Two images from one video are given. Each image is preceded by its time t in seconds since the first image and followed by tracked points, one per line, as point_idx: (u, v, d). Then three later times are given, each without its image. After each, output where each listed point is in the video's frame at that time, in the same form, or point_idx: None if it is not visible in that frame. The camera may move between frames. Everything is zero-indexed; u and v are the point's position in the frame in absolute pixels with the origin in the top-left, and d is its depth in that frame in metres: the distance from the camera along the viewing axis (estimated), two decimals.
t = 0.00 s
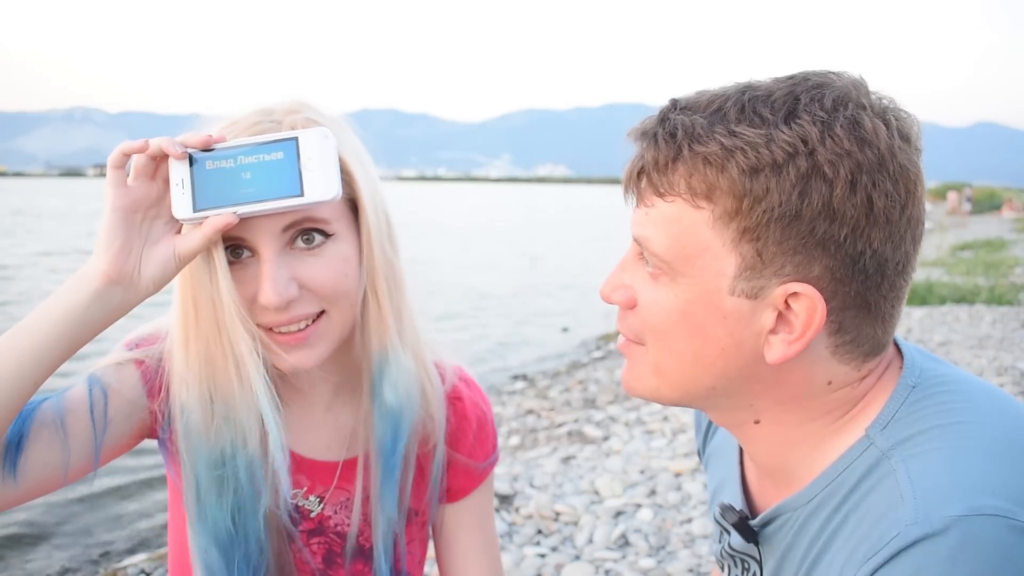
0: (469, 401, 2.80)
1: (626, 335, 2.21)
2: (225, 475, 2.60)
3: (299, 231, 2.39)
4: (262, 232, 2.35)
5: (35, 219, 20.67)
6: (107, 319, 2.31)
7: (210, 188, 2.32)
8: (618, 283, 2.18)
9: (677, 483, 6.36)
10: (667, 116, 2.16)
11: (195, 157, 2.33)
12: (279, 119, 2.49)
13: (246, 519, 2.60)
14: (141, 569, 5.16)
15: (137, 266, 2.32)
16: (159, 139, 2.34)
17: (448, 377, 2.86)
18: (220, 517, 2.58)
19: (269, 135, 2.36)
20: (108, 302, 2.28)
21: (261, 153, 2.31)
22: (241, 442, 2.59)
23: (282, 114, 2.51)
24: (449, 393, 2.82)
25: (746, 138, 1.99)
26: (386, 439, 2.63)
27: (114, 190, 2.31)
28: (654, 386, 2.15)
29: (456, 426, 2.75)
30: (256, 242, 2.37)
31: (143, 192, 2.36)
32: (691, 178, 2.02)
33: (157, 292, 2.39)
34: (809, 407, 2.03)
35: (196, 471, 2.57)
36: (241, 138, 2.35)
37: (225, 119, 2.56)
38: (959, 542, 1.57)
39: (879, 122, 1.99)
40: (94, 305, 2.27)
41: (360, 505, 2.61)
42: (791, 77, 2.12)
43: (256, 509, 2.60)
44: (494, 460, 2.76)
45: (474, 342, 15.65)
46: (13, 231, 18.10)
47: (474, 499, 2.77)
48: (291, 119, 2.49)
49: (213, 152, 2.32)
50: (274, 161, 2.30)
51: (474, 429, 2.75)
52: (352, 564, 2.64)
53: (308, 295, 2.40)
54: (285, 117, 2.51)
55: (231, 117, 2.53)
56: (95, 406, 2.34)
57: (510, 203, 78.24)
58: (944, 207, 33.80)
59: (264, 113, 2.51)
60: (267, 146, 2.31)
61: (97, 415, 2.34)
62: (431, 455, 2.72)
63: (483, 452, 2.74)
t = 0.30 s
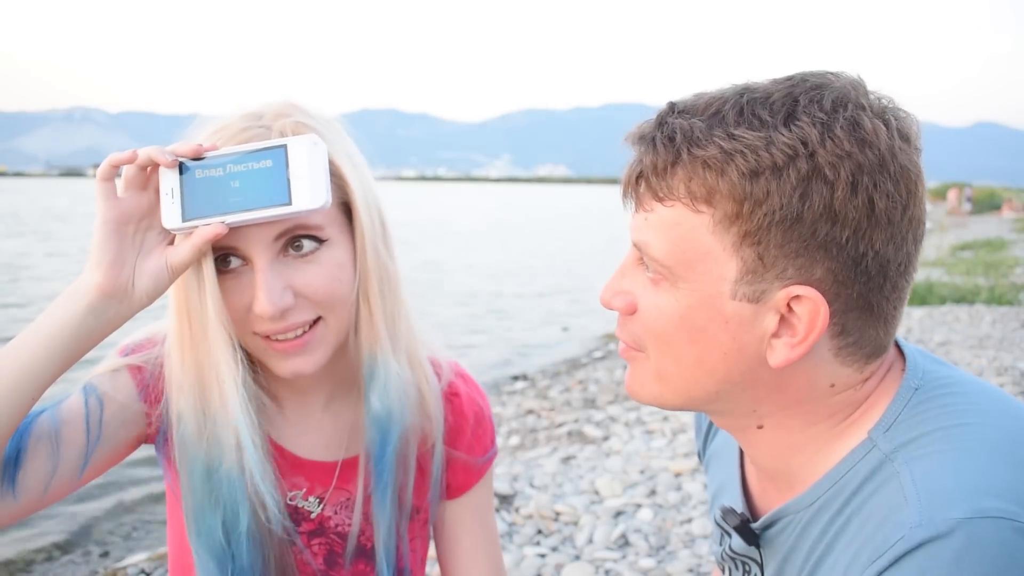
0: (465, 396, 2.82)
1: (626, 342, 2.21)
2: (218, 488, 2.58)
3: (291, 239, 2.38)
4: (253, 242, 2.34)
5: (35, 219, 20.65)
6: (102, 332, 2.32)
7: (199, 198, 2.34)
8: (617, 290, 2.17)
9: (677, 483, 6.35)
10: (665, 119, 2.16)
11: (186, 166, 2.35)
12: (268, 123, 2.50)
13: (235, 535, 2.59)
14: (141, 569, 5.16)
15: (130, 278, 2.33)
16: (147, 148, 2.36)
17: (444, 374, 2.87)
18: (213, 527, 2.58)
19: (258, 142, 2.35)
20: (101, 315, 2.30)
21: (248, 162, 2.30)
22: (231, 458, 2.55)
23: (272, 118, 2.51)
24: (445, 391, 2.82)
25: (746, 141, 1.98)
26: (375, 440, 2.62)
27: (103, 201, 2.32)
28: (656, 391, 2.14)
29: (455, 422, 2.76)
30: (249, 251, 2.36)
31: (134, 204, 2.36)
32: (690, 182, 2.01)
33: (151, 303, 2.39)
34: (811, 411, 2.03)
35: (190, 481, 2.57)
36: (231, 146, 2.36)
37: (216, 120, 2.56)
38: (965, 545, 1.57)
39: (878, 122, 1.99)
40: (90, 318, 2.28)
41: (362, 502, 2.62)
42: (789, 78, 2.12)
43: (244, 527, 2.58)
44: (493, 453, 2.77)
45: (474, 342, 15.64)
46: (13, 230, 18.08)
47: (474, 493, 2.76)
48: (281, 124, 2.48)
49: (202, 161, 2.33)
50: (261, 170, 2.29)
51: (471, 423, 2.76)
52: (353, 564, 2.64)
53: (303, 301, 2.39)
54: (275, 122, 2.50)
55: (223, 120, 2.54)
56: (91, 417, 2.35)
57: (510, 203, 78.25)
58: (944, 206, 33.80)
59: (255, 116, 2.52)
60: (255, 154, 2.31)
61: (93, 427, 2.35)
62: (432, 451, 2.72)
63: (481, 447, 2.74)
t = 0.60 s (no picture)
0: (435, 381, 2.87)
1: (625, 349, 2.20)
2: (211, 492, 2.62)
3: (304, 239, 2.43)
4: (275, 243, 2.36)
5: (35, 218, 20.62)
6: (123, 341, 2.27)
7: (224, 195, 2.33)
8: (615, 296, 2.16)
9: (677, 483, 6.34)
10: (658, 124, 2.15)
11: (208, 161, 2.32)
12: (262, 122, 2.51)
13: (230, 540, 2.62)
14: (141, 569, 5.15)
15: (152, 283, 2.28)
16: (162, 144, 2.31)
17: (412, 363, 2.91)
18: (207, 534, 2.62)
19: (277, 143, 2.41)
20: (125, 322, 2.24)
21: (276, 161, 2.36)
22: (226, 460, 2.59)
23: (264, 117, 2.53)
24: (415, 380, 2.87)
25: (740, 144, 1.98)
26: (375, 435, 2.68)
27: (127, 204, 2.29)
28: (656, 398, 2.13)
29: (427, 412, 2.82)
30: (268, 254, 2.37)
31: (153, 205, 2.33)
32: (685, 188, 2.01)
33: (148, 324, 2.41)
34: (811, 415, 2.02)
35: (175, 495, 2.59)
36: (252, 144, 2.39)
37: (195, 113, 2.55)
38: (968, 549, 1.56)
39: (873, 123, 1.98)
40: (112, 328, 2.23)
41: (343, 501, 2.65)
42: (782, 79, 2.11)
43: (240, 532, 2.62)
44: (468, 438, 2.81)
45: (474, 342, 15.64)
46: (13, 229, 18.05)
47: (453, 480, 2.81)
48: (283, 125, 2.53)
49: (226, 157, 2.33)
50: (291, 171, 2.38)
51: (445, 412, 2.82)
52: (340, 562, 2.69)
53: (315, 305, 2.46)
54: (270, 122, 2.52)
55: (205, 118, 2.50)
56: (78, 436, 2.35)
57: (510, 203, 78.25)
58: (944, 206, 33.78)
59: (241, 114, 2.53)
60: (284, 153, 2.38)
61: (83, 445, 2.36)
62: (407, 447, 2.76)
63: (455, 434, 2.78)
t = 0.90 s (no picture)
0: (404, 373, 2.94)
1: (627, 349, 2.19)
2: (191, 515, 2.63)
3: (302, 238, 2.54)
4: (288, 243, 2.44)
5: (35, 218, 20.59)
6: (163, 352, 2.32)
7: (249, 194, 2.35)
8: (615, 296, 2.16)
9: (677, 483, 6.34)
10: (658, 124, 2.14)
11: (231, 162, 2.34)
12: (245, 123, 2.56)
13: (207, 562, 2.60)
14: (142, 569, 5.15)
15: (188, 293, 2.31)
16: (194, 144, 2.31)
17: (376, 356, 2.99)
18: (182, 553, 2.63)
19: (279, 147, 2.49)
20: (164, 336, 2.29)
21: (288, 162, 2.44)
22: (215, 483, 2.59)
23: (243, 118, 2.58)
24: (382, 372, 2.95)
25: (740, 144, 1.97)
26: (345, 422, 2.73)
27: (161, 211, 2.30)
28: (657, 399, 2.13)
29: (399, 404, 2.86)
30: (279, 254, 2.44)
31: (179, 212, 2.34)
32: (685, 188, 2.00)
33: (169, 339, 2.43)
34: (812, 415, 2.02)
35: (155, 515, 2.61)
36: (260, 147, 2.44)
37: (162, 125, 2.55)
38: (968, 551, 1.55)
39: (872, 122, 1.98)
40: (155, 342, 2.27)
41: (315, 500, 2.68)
42: (782, 79, 2.11)
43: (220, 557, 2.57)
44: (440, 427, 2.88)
45: (475, 342, 15.64)
46: (12, 228, 18.00)
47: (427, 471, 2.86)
48: (262, 126, 2.58)
49: (246, 158, 2.37)
50: (301, 171, 2.47)
51: (417, 404, 2.87)
52: (319, 563, 2.69)
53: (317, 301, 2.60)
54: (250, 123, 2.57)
55: (180, 122, 2.54)
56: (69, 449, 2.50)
57: (510, 203, 78.24)
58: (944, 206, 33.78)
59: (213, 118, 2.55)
60: (292, 155, 2.47)
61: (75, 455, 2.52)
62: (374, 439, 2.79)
63: (426, 426, 2.84)
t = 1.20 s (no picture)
0: (404, 374, 2.94)
1: (631, 349, 2.19)
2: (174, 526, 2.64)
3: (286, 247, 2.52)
4: (269, 252, 2.44)
5: (35, 217, 20.59)
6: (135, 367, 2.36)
7: (221, 206, 2.37)
8: (616, 295, 2.16)
9: (677, 483, 6.34)
10: (660, 122, 2.14)
11: (201, 172, 2.36)
12: (228, 131, 2.58)
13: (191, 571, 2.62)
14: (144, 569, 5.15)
15: (158, 307, 2.35)
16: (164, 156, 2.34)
17: (375, 357, 3.00)
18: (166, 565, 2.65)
19: (259, 155, 2.51)
20: (135, 349, 2.33)
21: (265, 171, 2.46)
22: (194, 493, 2.61)
23: (228, 125, 2.60)
24: (381, 373, 2.95)
25: (741, 142, 1.98)
26: (337, 430, 2.74)
27: (128, 226, 2.35)
28: (660, 398, 2.13)
29: (397, 406, 2.87)
30: (261, 263, 2.44)
31: (150, 226, 2.39)
32: (686, 186, 2.00)
33: (150, 346, 2.47)
34: (813, 414, 2.02)
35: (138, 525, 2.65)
36: (236, 157, 2.47)
37: (147, 132, 2.55)
38: (968, 550, 1.55)
39: (873, 121, 1.98)
40: (123, 357, 2.31)
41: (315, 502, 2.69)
42: (783, 78, 2.11)
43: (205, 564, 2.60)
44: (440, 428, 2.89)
45: (475, 342, 15.64)
46: (13, 228, 17.99)
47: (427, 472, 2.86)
48: (246, 133, 2.60)
49: (219, 169, 2.39)
50: (280, 179, 2.48)
51: (416, 406, 2.87)
52: (317, 564, 2.69)
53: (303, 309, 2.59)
54: (234, 130, 2.60)
55: (165, 128, 2.55)
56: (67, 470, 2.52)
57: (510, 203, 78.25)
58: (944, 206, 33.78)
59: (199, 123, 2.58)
60: (270, 163, 2.49)
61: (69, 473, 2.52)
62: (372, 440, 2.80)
63: (426, 426, 2.85)
